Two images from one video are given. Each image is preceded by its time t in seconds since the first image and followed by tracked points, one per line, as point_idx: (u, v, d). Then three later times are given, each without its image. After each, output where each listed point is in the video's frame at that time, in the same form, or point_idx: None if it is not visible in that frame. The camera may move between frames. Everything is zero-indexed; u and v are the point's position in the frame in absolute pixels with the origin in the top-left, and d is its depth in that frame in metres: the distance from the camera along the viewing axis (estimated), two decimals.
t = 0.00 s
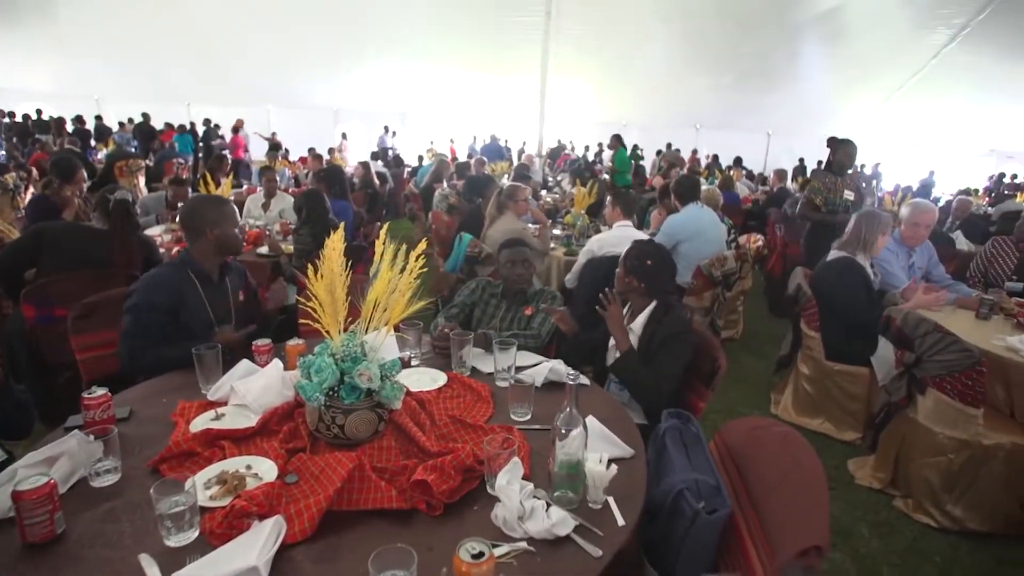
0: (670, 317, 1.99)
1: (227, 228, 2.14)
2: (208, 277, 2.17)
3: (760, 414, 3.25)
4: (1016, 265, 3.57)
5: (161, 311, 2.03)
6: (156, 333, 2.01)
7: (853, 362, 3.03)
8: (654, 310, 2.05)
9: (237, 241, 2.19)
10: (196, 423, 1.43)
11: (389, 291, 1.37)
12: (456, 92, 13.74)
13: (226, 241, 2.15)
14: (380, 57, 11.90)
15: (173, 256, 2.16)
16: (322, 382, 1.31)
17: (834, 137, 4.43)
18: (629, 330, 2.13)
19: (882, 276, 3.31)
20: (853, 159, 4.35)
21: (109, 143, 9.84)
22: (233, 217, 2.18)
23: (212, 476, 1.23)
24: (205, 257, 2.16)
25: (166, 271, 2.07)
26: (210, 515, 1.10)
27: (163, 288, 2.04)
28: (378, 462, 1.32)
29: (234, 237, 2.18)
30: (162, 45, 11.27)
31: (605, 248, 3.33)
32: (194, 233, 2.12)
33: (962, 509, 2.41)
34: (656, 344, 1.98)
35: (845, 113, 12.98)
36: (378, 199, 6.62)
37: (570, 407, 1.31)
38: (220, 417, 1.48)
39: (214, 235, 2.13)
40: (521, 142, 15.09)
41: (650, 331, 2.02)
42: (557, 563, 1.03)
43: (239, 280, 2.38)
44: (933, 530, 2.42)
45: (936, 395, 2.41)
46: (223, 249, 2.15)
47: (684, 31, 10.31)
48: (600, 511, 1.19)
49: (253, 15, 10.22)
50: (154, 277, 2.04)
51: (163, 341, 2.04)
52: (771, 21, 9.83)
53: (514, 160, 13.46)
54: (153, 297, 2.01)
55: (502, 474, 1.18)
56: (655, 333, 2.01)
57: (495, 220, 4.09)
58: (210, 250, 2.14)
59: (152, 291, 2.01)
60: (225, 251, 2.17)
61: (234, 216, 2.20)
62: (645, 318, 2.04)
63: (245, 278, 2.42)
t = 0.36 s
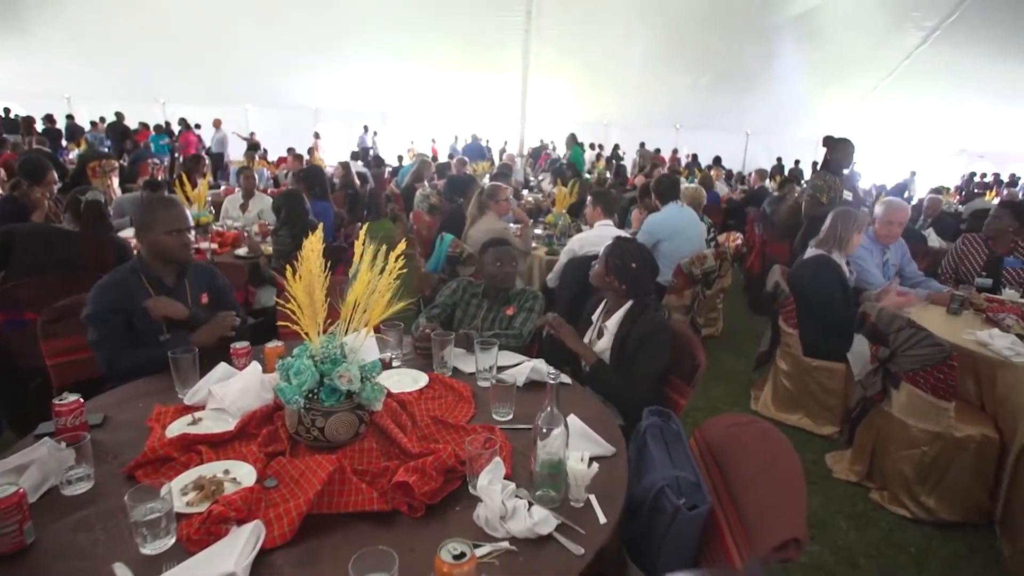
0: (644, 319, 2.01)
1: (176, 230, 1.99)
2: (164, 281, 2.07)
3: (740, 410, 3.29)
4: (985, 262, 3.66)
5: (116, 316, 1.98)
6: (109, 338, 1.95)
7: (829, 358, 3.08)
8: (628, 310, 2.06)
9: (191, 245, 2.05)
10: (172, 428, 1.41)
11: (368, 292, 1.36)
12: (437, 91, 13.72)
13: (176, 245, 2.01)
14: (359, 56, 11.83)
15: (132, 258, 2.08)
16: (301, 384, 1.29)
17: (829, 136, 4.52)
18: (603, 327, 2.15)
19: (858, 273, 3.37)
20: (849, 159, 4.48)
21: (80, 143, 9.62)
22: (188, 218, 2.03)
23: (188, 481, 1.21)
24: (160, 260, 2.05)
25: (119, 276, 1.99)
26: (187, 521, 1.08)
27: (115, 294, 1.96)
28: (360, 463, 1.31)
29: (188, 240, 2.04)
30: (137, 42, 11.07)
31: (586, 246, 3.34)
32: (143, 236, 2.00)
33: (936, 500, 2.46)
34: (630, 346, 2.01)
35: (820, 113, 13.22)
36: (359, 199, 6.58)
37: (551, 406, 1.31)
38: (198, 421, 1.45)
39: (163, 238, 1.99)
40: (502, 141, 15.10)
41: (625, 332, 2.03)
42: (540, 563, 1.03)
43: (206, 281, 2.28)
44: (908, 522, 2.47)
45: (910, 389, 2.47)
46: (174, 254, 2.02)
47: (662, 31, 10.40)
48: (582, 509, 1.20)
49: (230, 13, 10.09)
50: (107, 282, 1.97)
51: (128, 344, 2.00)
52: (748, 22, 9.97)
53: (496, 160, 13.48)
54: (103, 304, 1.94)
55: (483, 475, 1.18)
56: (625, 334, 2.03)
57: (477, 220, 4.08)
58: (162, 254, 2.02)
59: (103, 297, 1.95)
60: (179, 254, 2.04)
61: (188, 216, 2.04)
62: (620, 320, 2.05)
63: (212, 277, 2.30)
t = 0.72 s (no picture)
0: (626, 326, 1.99)
1: (111, 238, 1.83)
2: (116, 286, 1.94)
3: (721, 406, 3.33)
4: (956, 259, 3.76)
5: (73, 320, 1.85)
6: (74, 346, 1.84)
7: (807, 355, 3.13)
8: (610, 317, 2.04)
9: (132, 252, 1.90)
10: (147, 434, 1.38)
11: (347, 293, 1.34)
12: (417, 90, 13.67)
13: (113, 254, 1.85)
14: (338, 55, 11.73)
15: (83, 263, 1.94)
16: (280, 387, 1.28)
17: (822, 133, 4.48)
18: (585, 335, 2.11)
19: (834, 271, 3.42)
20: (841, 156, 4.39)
21: (51, 143, 9.42)
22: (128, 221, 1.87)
23: (166, 487, 1.19)
24: (108, 266, 1.89)
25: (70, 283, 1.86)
26: (164, 528, 1.06)
27: (67, 302, 1.83)
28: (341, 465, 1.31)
29: (128, 247, 1.88)
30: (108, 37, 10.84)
31: (567, 246, 3.36)
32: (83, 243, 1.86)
33: (911, 491, 2.52)
34: (613, 356, 1.99)
35: (797, 113, 13.43)
36: (339, 199, 6.54)
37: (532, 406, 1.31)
38: (174, 426, 1.42)
39: (96, 247, 1.83)
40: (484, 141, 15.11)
41: (610, 341, 2.01)
42: (523, 561, 1.03)
43: (161, 278, 2.13)
44: (884, 512, 2.52)
45: (885, 383, 2.51)
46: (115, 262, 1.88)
47: (640, 31, 10.49)
48: (564, 508, 1.20)
49: (206, 9, 9.94)
50: (57, 292, 1.84)
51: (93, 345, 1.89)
52: (725, 22, 10.08)
53: (478, 160, 13.48)
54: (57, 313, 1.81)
55: (465, 475, 1.18)
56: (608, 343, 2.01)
57: (459, 220, 4.08)
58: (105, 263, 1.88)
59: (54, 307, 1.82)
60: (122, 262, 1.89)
61: (129, 221, 1.88)
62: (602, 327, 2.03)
63: (169, 272, 2.15)
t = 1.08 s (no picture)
0: (614, 325, 2.01)
1: (46, 248, 1.72)
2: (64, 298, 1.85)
3: (703, 403, 3.36)
4: (931, 255, 3.84)
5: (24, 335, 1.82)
6: (19, 359, 1.74)
7: (786, 351, 3.17)
8: (596, 317, 2.05)
9: (72, 261, 1.78)
10: (123, 439, 1.35)
11: (326, 293, 1.32)
12: (400, 90, 13.63)
13: (49, 263, 1.74)
14: (319, 54, 11.64)
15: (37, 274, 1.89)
16: (260, 390, 1.26)
17: (805, 133, 4.62)
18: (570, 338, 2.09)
19: (812, 268, 3.47)
20: (824, 156, 4.60)
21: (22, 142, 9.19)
22: (66, 228, 1.76)
23: (143, 493, 1.17)
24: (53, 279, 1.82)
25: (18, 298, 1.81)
26: (141, 535, 1.05)
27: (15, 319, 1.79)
28: (324, 468, 1.29)
29: (66, 256, 1.76)
30: (82, 33, 10.63)
31: (550, 246, 3.37)
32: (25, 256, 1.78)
33: (888, 484, 2.57)
34: (602, 358, 1.99)
35: (776, 113, 13.62)
36: (320, 200, 6.49)
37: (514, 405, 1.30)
38: (153, 430, 1.40)
39: (34, 257, 1.74)
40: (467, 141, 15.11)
41: (597, 342, 2.01)
42: (506, 561, 1.03)
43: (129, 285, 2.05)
44: (863, 505, 2.57)
45: (863, 378, 2.54)
46: (55, 273, 1.77)
47: (622, 32, 10.57)
48: (546, 508, 1.20)
49: (184, 6, 9.80)
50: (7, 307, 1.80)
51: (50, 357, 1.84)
52: (706, 24, 10.20)
53: (461, 160, 13.47)
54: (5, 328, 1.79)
55: (448, 476, 1.17)
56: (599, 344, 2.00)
57: (442, 220, 4.05)
58: (45, 275, 1.78)
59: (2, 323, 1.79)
60: (66, 273, 1.79)
61: (69, 227, 1.78)
62: (590, 327, 2.02)
63: (136, 279, 2.07)
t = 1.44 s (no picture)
0: (591, 319, 2.04)
1: (47, 234, 1.82)
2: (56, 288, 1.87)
3: (685, 400, 3.39)
4: (905, 253, 3.91)
5: (16, 328, 1.86)
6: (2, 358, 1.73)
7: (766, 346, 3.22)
8: (571, 313, 2.06)
9: (75, 249, 1.88)
10: (97, 446, 1.32)
11: (305, 294, 1.31)
12: (380, 90, 13.55)
13: (51, 250, 1.84)
14: (298, 53, 11.51)
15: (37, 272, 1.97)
16: (239, 394, 1.25)
17: (787, 133, 4.69)
18: (547, 333, 2.07)
19: (790, 265, 3.52)
20: (804, 155, 4.66)
21: None
22: (68, 219, 1.87)
23: (119, 499, 1.14)
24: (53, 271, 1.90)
25: (16, 290, 1.88)
26: (116, 543, 1.02)
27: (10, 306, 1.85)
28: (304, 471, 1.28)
29: (69, 245, 1.87)
30: (52, 32, 10.38)
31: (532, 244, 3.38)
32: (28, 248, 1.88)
33: (865, 477, 2.61)
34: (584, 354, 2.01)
35: (754, 113, 13.79)
36: (301, 201, 6.42)
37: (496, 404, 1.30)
38: (129, 435, 1.38)
39: (36, 246, 1.84)
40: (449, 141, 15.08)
41: (578, 338, 2.02)
42: (489, 561, 1.03)
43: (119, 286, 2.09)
44: (841, 499, 2.62)
45: (841, 374, 2.58)
46: (56, 261, 1.86)
47: (602, 32, 10.62)
48: (529, 506, 1.20)
49: (160, 5, 9.62)
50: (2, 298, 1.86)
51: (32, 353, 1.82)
52: (685, 24, 10.28)
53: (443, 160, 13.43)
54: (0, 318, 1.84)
55: (430, 476, 1.17)
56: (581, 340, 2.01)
57: (424, 222, 4.03)
58: (46, 264, 1.87)
59: None
60: (65, 262, 1.88)
61: (72, 220, 1.89)
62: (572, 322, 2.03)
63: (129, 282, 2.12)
